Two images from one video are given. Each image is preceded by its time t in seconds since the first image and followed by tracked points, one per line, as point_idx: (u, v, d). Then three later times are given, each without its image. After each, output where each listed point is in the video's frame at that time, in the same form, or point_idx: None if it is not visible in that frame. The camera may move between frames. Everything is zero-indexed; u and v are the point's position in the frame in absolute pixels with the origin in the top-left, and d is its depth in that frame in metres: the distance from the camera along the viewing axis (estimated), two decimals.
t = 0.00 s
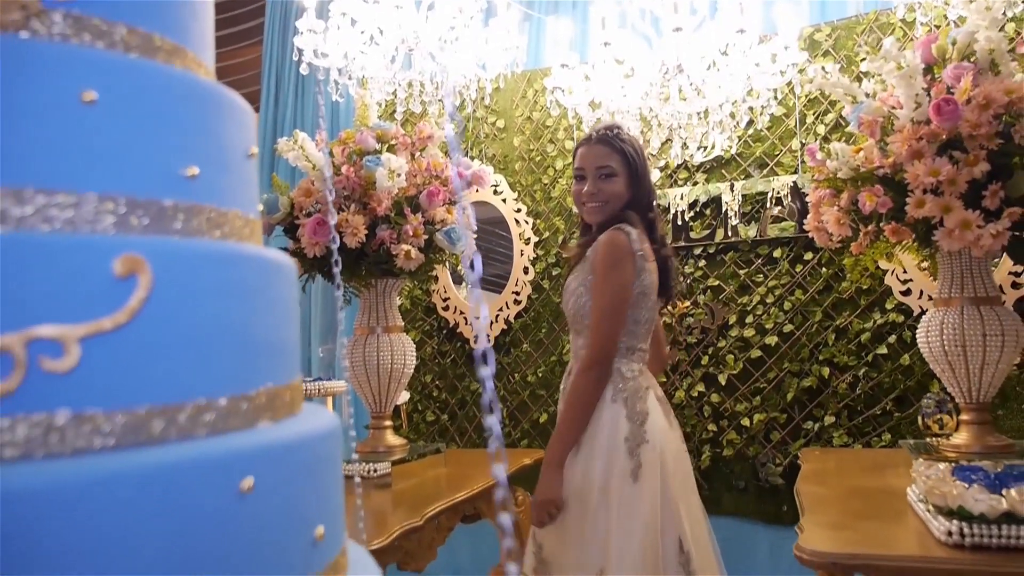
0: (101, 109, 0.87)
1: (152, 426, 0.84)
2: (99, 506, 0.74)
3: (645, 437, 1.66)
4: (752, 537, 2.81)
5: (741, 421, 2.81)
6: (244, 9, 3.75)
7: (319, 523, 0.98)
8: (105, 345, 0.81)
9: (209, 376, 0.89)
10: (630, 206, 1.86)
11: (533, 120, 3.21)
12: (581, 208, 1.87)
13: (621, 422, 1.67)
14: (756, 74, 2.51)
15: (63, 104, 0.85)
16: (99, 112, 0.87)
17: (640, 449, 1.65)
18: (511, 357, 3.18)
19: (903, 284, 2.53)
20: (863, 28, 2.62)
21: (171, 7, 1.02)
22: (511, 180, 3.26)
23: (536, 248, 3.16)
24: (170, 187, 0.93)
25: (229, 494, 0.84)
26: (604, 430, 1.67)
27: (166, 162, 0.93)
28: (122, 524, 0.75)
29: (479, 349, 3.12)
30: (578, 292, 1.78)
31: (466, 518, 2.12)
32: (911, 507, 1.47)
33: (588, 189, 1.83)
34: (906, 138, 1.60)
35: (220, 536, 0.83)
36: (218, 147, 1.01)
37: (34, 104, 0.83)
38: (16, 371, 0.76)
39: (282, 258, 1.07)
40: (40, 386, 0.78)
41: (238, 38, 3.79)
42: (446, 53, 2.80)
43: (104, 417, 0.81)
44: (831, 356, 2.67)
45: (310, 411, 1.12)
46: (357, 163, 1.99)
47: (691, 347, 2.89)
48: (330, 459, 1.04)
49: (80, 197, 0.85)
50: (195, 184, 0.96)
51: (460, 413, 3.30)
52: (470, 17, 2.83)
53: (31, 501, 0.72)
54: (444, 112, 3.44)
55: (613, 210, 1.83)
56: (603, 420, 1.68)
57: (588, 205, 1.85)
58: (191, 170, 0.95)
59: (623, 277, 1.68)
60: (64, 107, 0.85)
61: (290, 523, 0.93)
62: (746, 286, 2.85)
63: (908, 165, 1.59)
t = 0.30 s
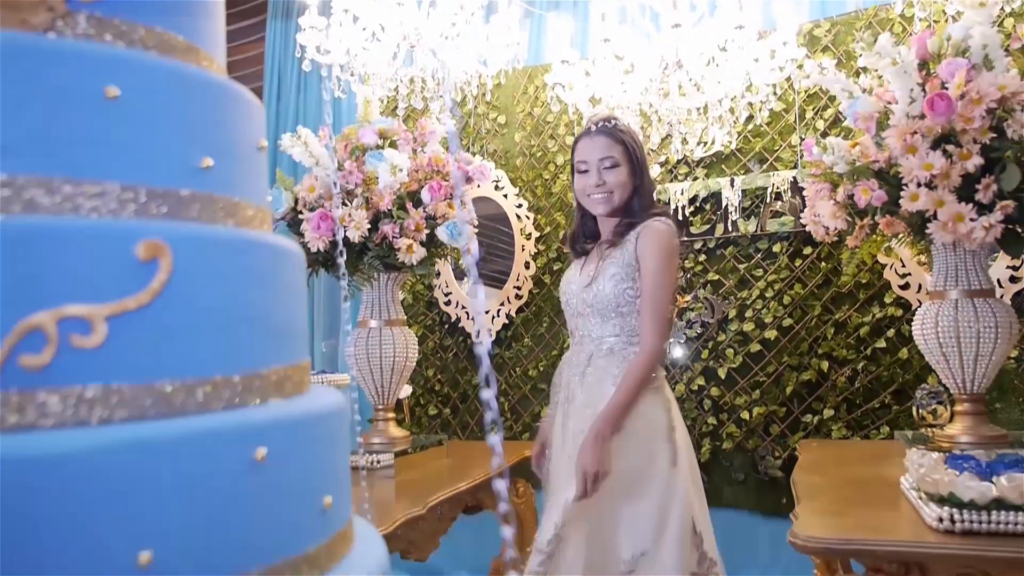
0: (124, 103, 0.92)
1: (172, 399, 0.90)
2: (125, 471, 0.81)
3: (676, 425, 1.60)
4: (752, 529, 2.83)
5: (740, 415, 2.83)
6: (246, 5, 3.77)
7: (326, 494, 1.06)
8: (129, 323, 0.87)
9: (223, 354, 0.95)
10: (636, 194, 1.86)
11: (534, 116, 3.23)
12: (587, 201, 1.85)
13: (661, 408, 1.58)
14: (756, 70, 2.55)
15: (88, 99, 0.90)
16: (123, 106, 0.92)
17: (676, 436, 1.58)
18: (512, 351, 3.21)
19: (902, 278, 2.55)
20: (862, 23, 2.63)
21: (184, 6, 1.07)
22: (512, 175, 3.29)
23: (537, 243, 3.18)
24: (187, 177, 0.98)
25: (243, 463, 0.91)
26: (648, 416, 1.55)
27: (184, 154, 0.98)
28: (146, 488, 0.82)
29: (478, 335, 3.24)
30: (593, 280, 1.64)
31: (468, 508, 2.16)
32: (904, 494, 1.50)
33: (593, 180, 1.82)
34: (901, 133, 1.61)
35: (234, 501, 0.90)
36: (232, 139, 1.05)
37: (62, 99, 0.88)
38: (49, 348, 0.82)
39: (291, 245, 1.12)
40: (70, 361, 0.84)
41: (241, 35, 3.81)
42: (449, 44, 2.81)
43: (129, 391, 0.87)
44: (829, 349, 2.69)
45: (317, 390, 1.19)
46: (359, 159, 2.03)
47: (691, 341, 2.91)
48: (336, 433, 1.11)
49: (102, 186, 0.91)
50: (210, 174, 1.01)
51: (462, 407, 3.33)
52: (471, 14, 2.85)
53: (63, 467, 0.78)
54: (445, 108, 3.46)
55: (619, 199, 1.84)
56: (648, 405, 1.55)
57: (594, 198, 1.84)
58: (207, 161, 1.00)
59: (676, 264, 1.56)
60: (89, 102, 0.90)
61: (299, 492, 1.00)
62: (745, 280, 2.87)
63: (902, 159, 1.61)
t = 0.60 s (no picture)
0: (141, 101, 0.95)
1: (188, 384, 0.92)
2: (142, 447, 0.84)
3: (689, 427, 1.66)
4: (751, 523, 2.85)
5: (739, 409, 2.85)
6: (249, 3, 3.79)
7: (332, 472, 1.07)
8: (146, 309, 0.89)
9: (235, 340, 0.97)
10: (641, 188, 1.80)
11: (535, 112, 3.25)
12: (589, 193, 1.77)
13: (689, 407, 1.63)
14: (754, 66, 2.55)
15: (107, 97, 0.93)
16: (139, 102, 0.95)
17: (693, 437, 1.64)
18: (513, 347, 3.24)
19: (900, 273, 2.57)
20: (861, 20, 2.64)
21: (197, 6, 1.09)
22: (513, 172, 3.30)
23: (538, 239, 3.21)
24: (199, 170, 1.01)
25: (252, 440, 0.94)
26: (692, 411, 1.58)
27: (196, 148, 1.00)
28: (163, 464, 0.85)
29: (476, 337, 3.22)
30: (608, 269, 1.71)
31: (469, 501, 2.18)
32: (899, 485, 1.52)
33: (597, 171, 1.75)
34: (897, 128, 1.64)
35: (245, 477, 0.92)
36: (242, 134, 1.08)
37: (82, 99, 0.91)
38: (72, 331, 0.85)
39: (298, 236, 1.15)
40: (92, 344, 0.86)
41: (243, 32, 3.84)
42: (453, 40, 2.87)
43: (147, 375, 0.89)
44: (828, 344, 2.71)
45: (323, 374, 1.20)
46: (361, 155, 2.05)
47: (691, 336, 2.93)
48: (342, 415, 1.14)
49: (120, 177, 0.93)
50: (221, 168, 1.04)
51: (463, 401, 3.36)
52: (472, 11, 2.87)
53: (85, 444, 0.81)
54: (446, 104, 3.48)
55: (626, 191, 1.76)
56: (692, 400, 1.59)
57: (597, 191, 1.76)
58: (218, 155, 1.03)
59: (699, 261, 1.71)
60: (108, 100, 0.93)
61: (307, 471, 1.02)
62: (745, 276, 2.89)
63: (898, 154, 1.63)
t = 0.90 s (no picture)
0: (162, 96, 0.98)
1: (205, 362, 0.95)
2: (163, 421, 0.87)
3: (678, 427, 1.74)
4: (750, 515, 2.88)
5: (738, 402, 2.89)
6: None
7: (341, 446, 1.10)
8: (168, 291, 0.93)
9: (250, 322, 1.00)
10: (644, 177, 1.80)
11: (536, 109, 3.28)
12: (597, 181, 1.75)
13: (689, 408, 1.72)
14: (753, 63, 2.58)
15: (130, 92, 0.96)
16: (159, 97, 0.98)
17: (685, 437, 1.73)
18: (514, 341, 3.27)
19: (897, 268, 2.59)
20: (860, 16, 2.65)
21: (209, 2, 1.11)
22: (514, 167, 3.33)
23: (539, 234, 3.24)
24: (215, 162, 1.04)
25: (266, 414, 0.97)
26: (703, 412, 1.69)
27: (212, 140, 1.03)
28: (183, 437, 0.88)
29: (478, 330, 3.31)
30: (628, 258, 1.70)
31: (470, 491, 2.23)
32: (892, 474, 1.55)
33: (604, 159, 1.74)
34: (891, 123, 1.66)
35: (261, 449, 0.96)
36: (255, 129, 1.11)
37: (105, 91, 0.94)
38: (98, 309, 0.88)
39: (310, 226, 1.18)
40: (117, 324, 0.90)
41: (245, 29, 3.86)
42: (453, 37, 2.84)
43: (170, 354, 0.93)
44: (826, 338, 2.74)
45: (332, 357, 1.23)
46: (364, 151, 2.07)
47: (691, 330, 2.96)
48: (351, 393, 1.16)
49: (142, 167, 0.96)
50: (235, 160, 1.07)
51: (465, 395, 3.39)
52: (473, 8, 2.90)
53: (111, 413, 0.84)
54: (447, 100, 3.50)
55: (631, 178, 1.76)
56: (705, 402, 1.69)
57: (606, 178, 1.74)
58: (232, 148, 1.06)
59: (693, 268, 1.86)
60: (131, 94, 0.96)
61: (318, 445, 1.05)
62: (744, 271, 2.91)
63: (892, 149, 1.66)
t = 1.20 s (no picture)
0: (178, 92, 1.01)
1: (219, 345, 0.98)
2: (181, 401, 0.90)
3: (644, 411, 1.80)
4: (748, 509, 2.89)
5: (736, 397, 2.91)
6: None
7: (348, 426, 1.12)
8: (185, 277, 0.95)
9: (261, 306, 1.03)
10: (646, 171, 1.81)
11: (536, 106, 3.30)
12: (604, 173, 1.73)
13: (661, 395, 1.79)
14: (752, 60, 2.60)
15: (147, 87, 0.98)
16: (175, 93, 1.00)
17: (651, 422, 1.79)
18: (516, 336, 3.30)
19: (895, 265, 2.58)
20: (859, 14, 2.66)
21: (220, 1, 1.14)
22: (514, 164, 3.35)
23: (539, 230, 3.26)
24: (228, 155, 1.06)
25: (277, 394, 0.99)
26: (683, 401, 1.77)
27: (224, 133, 1.06)
28: (200, 415, 0.91)
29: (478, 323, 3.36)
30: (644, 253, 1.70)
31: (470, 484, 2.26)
32: (886, 465, 1.57)
33: (612, 150, 1.73)
34: (886, 120, 1.68)
35: (272, 426, 0.98)
36: (265, 123, 1.13)
37: (124, 84, 0.97)
38: (120, 293, 0.91)
39: (318, 218, 1.20)
40: (137, 307, 0.92)
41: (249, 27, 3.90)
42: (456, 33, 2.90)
43: (187, 337, 0.95)
44: (825, 334, 2.74)
45: (337, 342, 1.25)
46: (366, 147, 2.10)
47: (690, 326, 2.99)
48: (356, 375, 1.19)
49: (158, 160, 0.99)
50: (246, 154, 1.09)
51: (465, 389, 3.43)
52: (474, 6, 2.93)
53: (134, 391, 0.87)
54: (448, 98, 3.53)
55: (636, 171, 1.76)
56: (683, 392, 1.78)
57: (612, 170, 1.73)
58: (244, 142, 1.08)
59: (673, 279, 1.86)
60: (148, 90, 0.98)
61: (327, 424, 1.07)
62: (742, 267, 2.92)
63: (887, 146, 1.68)
